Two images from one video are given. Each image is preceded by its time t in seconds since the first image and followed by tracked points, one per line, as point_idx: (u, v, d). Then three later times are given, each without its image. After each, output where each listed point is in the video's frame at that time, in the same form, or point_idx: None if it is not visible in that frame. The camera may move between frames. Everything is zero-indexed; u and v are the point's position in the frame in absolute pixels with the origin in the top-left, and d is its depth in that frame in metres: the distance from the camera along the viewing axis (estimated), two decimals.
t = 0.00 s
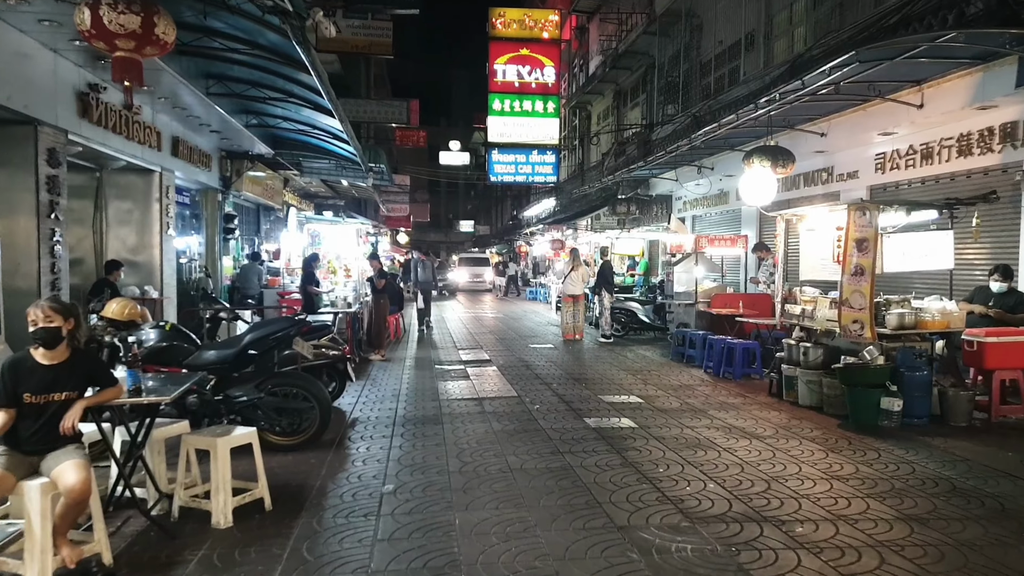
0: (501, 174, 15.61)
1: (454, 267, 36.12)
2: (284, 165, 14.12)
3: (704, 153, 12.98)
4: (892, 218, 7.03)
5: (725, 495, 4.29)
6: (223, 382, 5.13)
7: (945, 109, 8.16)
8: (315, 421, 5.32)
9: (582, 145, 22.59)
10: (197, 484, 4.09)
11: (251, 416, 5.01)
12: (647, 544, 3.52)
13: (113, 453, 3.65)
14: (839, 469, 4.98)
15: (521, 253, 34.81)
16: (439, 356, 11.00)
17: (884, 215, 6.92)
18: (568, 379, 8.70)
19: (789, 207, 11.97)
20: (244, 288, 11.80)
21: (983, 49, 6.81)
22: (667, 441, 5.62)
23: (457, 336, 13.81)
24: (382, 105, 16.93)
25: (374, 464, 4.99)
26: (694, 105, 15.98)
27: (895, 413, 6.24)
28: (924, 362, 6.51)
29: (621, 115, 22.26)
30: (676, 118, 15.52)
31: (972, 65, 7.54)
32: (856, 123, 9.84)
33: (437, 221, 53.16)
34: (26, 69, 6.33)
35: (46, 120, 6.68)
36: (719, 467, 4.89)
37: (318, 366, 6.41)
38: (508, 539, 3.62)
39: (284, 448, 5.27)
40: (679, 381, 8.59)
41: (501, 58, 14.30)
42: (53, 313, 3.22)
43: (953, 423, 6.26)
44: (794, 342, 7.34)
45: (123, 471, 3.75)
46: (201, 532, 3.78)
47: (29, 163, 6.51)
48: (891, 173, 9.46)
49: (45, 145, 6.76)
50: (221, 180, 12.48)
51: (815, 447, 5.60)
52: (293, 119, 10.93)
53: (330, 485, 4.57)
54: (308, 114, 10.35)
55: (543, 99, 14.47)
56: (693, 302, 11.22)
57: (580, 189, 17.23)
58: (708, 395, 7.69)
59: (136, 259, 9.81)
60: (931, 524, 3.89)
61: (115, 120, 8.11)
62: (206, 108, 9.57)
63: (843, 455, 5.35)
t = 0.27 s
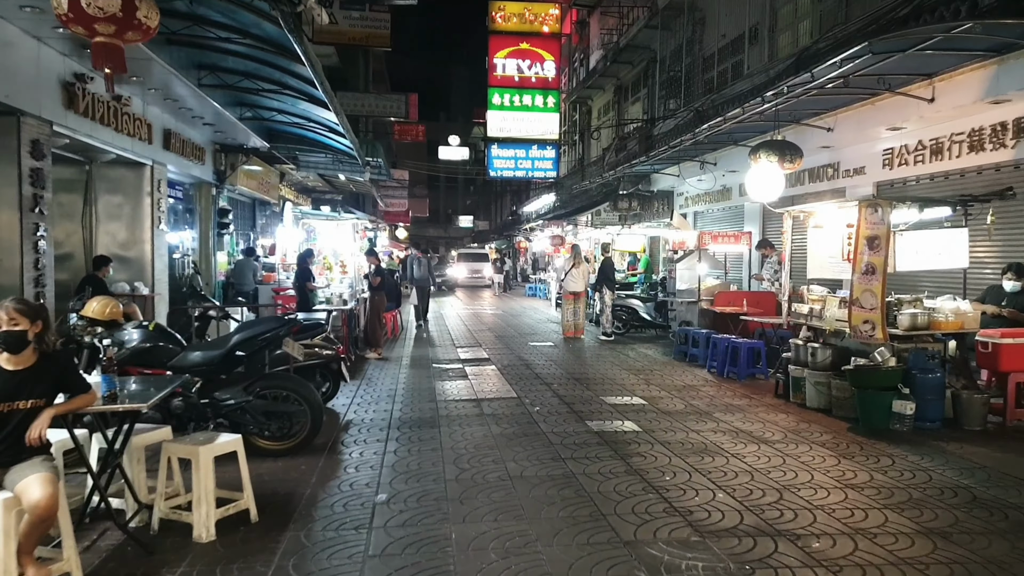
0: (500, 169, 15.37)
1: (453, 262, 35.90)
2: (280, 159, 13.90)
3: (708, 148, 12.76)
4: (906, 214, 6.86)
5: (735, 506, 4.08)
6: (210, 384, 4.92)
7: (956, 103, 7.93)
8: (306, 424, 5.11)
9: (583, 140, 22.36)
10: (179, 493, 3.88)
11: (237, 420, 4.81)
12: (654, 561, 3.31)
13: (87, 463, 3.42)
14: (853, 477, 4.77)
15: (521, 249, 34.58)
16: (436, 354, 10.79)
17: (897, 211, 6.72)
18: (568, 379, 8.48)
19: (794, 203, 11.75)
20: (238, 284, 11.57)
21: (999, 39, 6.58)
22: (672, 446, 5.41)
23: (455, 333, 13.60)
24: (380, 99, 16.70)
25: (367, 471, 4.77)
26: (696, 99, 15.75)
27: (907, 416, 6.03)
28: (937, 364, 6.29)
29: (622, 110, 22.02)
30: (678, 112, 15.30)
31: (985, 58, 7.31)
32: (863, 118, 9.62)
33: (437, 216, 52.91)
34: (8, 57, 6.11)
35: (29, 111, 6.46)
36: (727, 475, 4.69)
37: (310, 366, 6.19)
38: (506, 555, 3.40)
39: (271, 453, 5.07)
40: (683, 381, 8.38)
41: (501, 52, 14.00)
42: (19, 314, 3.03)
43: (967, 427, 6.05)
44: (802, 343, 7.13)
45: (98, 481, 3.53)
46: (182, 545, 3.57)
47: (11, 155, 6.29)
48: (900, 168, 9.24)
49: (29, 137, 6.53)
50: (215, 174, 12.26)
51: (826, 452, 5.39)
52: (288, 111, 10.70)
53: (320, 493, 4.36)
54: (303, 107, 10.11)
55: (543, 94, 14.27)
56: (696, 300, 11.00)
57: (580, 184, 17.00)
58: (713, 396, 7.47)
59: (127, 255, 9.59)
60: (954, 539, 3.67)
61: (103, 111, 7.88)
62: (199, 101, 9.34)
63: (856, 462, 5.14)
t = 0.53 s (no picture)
0: (499, 164, 15.17)
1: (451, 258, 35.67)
2: (276, 153, 13.67)
3: (710, 141, 12.54)
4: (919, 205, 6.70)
5: (750, 512, 3.87)
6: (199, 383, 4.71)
7: (967, 92, 7.71)
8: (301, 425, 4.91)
9: (582, 134, 22.14)
10: (163, 500, 3.67)
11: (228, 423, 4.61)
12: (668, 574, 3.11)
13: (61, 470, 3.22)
14: (870, 479, 4.56)
15: (519, 245, 34.36)
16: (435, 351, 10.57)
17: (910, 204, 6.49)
18: (570, 377, 8.27)
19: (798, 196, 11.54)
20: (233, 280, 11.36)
21: (1016, 25, 6.36)
22: (681, 447, 5.20)
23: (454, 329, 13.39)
24: (376, 92, 16.47)
25: (362, 475, 4.55)
26: (697, 92, 15.53)
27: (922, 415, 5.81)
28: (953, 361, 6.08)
29: (621, 103, 21.78)
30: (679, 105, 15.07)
31: (999, 45, 7.08)
32: (871, 109, 9.41)
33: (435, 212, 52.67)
34: None
35: (13, 101, 6.24)
36: (739, 478, 4.48)
37: (304, 364, 5.97)
38: (510, 568, 3.19)
39: (262, 456, 4.86)
40: (687, 379, 8.17)
41: (499, 46, 13.74)
42: None
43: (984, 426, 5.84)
44: (811, 339, 6.93)
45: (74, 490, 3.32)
46: (163, 556, 3.36)
47: None
48: (908, 160, 9.01)
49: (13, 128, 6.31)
50: (210, 168, 12.04)
51: (840, 453, 5.18)
52: (284, 104, 10.46)
53: (312, 499, 4.14)
54: (299, 99, 9.88)
55: (542, 88, 14.07)
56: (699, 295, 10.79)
57: (580, 178, 16.78)
58: (719, 394, 7.27)
59: (118, 250, 9.38)
60: (984, 548, 3.46)
61: (90, 102, 7.66)
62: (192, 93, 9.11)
63: (872, 463, 4.93)
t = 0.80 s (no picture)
0: (499, 160, 14.97)
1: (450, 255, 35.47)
2: (273, 150, 13.48)
3: (713, 136, 12.35)
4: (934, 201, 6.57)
5: (766, 523, 3.69)
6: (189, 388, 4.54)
7: (980, 85, 7.52)
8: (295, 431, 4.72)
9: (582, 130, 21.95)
10: (149, 511, 3.49)
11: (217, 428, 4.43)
12: None
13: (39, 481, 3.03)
14: (888, 486, 4.38)
15: (518, 242, 34.16)
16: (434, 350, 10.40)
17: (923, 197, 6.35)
18: (572, 377, 8.10)
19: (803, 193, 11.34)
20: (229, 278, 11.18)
21: None
22: (689, 451, 5.03)
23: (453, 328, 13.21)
24: (375, 88, 16.28)
25: (359, 482, 4.37)
26: (699, 87, 15.35)
27: (937, 418, 5.63)
28: (967, 362, 5.90)
29: (622, 100, 21.60)
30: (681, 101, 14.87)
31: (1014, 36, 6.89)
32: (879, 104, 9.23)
33: (434, 209, 52.46)
34: None
35: None
36: (751, 485, 4.30)
37: (299, 365, 5.79)
38: None
39: (255, 462, 4.68)
40: (692, 379, 7.99)
41: (499, 42, 13.49)
42: None
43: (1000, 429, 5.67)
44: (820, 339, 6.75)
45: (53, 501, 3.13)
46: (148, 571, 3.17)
47: None
48: (916, 155, 8.83)
49: None
50: (205, 164, 11.85)
51: (854, 458, 5.00)
52: (281, 98, 10.27)
53: (307, 508, 3.96)
54: (296, 93, 9.68)
55: (541, 84, 13.88)
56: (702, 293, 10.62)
57: (580, 175, 16.60)
58: (726, 395, 7.09)
59: (111, 248, 9.19)
60: (1014, 562, 3.29)
61: (80, 95, 7.46)
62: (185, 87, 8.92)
63: (888, 468, 4.75)
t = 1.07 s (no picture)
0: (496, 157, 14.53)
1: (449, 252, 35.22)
2: (267, 145, 13.24)
3: (716, 131, 12.13)
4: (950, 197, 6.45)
5: (783, 538, 3.46)
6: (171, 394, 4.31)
7: (994, 77, 7.29)
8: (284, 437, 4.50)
9: (582, 126, 21.70)
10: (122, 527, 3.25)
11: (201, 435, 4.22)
12: None
13: None
14: (908, 497, 4.15)
15: (517, 238, 33.91)
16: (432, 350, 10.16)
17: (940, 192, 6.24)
18: (573, 378, 7.86)
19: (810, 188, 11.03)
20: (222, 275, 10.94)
21: None
22: (697, 458, 4.80)
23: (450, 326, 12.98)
24: (371, 82, 16.04)
25: (350, 493, 4.14)
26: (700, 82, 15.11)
27: (953, 423, 5.40)
28: (985, 364, 5.66)
29: (621, 94, 21.35)
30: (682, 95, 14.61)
31: None
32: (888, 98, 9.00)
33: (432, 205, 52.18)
34: None
35: None
36: (764, 495, 4.07)
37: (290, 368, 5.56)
38: None
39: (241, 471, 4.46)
40: (696, 380, 7.77)
41: (497, 36, 13.26)
42: None
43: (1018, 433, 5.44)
44: (830, 339, 6.53)
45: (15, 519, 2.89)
46: None
47: None
48: (925, 150, 8.59)
49: None
50: (198, 159, 11.60)
51: (870, 465, 4.77)
52: (274, 92, 10.03)
53: (294, 522, 3.73)
54: (290, 86, 9.44)
55: (540, 79, 13.59)
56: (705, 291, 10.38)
57: (580, 171, 16.35)
58: (732, 397, 6.87)
59: (99, 245, 8.94)
60: None
61: (64, 87, 7.21)
62: (175, 80, 8.68)
63: (907, 476, 4.52)
